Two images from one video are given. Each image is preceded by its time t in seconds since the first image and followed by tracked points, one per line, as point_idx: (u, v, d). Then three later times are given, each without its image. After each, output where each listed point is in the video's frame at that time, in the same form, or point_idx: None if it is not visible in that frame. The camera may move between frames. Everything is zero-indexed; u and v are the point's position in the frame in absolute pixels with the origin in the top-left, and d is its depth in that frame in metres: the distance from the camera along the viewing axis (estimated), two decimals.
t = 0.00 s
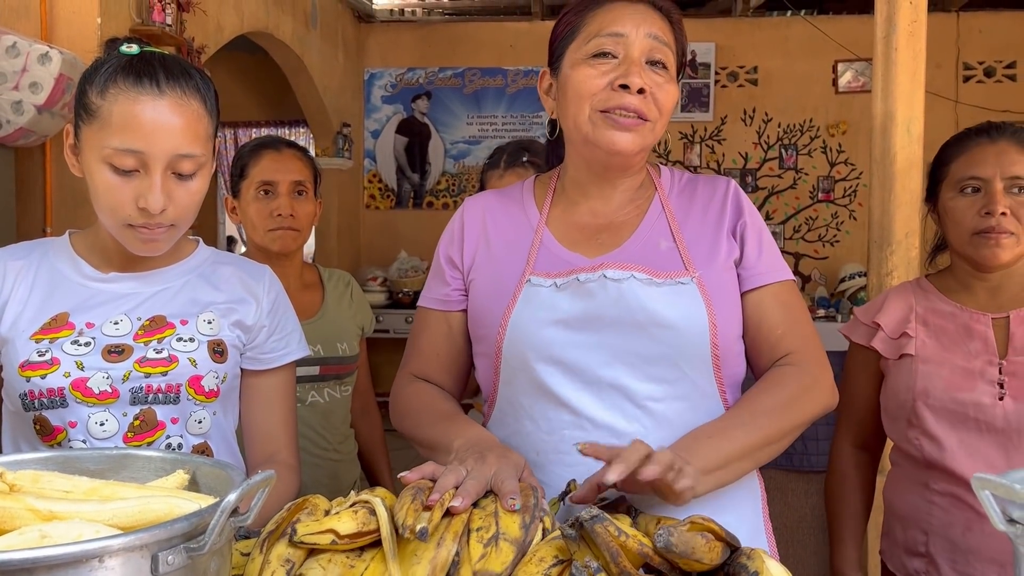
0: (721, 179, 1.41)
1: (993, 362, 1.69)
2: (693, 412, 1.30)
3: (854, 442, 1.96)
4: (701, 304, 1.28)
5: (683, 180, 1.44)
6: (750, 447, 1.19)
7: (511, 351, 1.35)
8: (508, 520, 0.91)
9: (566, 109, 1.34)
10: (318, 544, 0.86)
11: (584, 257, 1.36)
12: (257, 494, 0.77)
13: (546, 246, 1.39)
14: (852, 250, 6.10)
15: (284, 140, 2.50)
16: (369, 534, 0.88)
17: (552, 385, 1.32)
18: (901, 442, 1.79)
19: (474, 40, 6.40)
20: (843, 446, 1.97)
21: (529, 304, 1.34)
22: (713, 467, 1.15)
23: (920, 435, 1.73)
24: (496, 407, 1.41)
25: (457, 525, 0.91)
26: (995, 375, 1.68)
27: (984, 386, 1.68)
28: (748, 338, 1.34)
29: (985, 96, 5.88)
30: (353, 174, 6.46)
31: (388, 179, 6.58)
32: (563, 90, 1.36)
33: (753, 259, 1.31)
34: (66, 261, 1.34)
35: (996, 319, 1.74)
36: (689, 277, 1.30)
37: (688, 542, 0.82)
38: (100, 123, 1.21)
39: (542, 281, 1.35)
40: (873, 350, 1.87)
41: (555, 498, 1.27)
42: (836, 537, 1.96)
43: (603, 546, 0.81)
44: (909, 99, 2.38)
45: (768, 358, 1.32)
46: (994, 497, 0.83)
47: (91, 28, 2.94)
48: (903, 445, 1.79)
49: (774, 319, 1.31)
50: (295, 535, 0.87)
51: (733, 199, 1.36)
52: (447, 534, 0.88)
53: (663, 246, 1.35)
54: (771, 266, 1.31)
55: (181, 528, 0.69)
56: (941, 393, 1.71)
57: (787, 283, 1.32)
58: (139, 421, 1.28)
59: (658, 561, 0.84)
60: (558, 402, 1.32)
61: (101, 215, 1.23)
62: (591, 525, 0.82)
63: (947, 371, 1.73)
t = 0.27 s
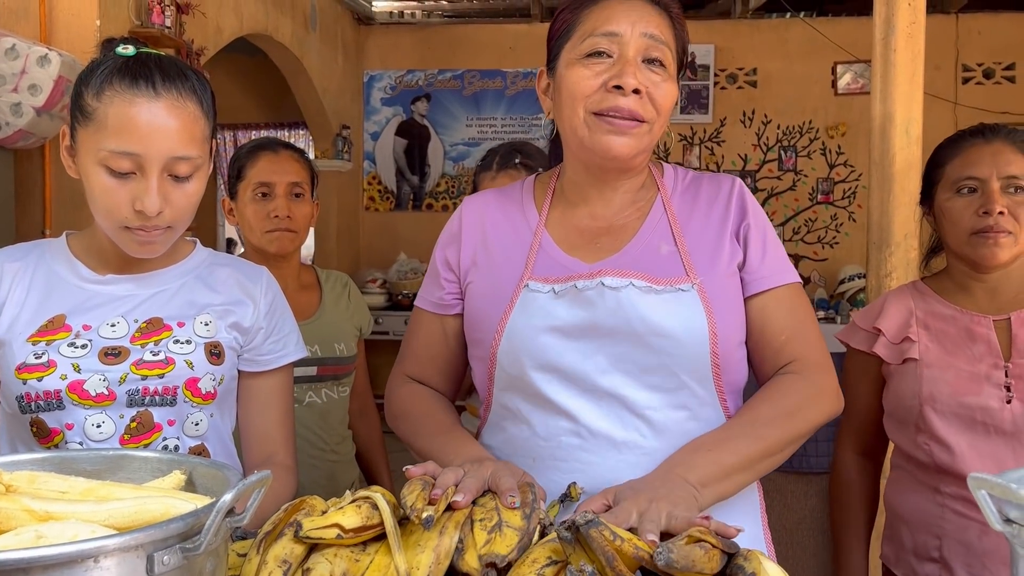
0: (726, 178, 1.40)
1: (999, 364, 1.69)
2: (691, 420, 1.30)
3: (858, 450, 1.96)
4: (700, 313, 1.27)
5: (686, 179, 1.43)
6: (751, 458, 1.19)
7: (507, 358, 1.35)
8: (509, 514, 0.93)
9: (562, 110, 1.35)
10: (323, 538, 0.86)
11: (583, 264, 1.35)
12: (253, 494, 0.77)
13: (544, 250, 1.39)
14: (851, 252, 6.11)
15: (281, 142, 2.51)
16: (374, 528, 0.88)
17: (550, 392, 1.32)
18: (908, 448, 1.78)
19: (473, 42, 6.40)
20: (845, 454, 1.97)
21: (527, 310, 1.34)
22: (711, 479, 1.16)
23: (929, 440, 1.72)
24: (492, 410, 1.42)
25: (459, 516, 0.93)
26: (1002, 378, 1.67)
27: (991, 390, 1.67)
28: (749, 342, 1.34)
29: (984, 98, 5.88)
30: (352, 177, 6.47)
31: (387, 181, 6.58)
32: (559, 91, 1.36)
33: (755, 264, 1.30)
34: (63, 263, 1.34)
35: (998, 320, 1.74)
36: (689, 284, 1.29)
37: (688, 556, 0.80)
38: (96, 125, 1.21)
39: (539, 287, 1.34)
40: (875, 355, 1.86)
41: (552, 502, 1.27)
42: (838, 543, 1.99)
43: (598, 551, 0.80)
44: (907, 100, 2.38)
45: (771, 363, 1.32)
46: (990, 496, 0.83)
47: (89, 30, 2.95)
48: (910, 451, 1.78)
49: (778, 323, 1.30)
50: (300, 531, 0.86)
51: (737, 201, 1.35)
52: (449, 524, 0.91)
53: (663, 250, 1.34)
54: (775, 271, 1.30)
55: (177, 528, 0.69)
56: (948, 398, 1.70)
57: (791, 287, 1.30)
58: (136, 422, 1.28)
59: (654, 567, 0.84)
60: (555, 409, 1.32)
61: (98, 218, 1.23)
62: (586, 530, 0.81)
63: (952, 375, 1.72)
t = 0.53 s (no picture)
0: (735, 176, 1.39)
1: (1003, 368, 1.69)
2: (694, 426, 1.30)
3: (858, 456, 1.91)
4: (705, 318, 1.27)
5: (695, 179, 1.43)
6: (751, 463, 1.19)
7: (510, 362, 1.36)
8: (508, 518, 0.93)
9: (569, 115, 1.35)
10: (321, 541, 0.86)
11: (588, 267, 1.36)
12: (251, 497, 0.77)
13: (551, 253, 1.39)
14: (850, 254, 6.11)
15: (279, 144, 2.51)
16: (372, 531, 0.89)
17: (553, 397, 1.32)
18: (911, 455, 1.77)
19: (473, 44, 6.41)
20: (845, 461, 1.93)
21: (530, 314, 1.34)
22: (710, 480, 1.16)
23: (935, 448, 1.70)
24: (495, 412, 1.42)
25: (457, 519, 0.93)
26: (1008, 384, 1.68)
27: (997, 395, 1.67)
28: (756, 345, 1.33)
29: (984, 100, 5.89)
30: (352, 179, 6.47)
31: (387, 183, 6.59)
32: (565, 95, 1.36)
33: (763, 268, 1.29)
34: (61, 267, 1.34)
35: (997, 323, 1.75)
36: (694, 289, 1.29)
37: (688, 563, 0.80)
38: (92, 129, 1.21)
39: (545, 291, 1.34)
40: (873, 362, 1.84)
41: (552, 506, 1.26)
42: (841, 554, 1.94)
43: (597, 556, 0.80)
44: (907, 103, 2.38)
45: (779, 366, 1.31)
46: (988, 499, 0.83)
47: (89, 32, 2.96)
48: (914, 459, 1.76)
49: (787, 324, 1.30)
50: (297, 534, 0.86)
51: (745, 200, 1.34)
52: (448, 528, 0.91)
53: (670, 254, 1.34)
54: (781, 270, 1.29)
55: (176, 532, 0.69)
56: (955, 406, 1.69)
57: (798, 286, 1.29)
58: (134, 426, 1.28)
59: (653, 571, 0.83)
60: (558, 414, 1.32)
61: (96, 221, 1.24)
62: (585, 537, 0.82)
63: (957, 383, 1.71)
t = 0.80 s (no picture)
0: (745, 178, 1.39)
1: (1006, 372, 1.69)
2: (700, 425, 1.29)
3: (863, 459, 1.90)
4: (712, 317, 1.27)
5: (706, 180, 1.43)
6: (749, 462, 1.17)
7: (518, 360, 1.36)
8: (511, 518, 0.93)
9: (580, 117, 1.35)
10: (323, 543, 0.86)
11: (595, 267, 1.36)
12: (254, 498, 0.77)
13: (560, 254, 1.39)
14: (852, 255, 6.11)
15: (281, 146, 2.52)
16: (374, 532, 0.88)
17: (559, 395, 1.32)
18: (918, 460, 1.76)
19: (475, 46, 6.41)
20: (850, 465, 1.92)
21: (538, 313, 1.34)
22: (716, 481, 1.16)
23: (940, 453, 1.70)
24: (502, 411, 1.42)
25: (460, 519, 0.93)
26: (1011, 388, 1.67)
27: (1001, 399, 1.67)
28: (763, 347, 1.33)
29: (986, 101, 5.88)
30: (354, 180, 6.48)
31: (388, 184, 6.59)
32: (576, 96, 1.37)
33: (771, 269, 1.29)
34: (63, 269, 1.34)
35: (998, 323, 1.75)
36: (702, 289, 1.29)
37: (691, 562, 0.80)
38: (93, 130, 1.21)
39: (553, 290, 1.34)
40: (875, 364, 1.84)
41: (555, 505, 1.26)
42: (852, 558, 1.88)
43: (600, 555, 0.81)
44: (909, 104, 2.37)
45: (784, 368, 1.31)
46: (992, 499, 0.83)
47: (91, 34, 2.97)
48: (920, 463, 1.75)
49: (794, 327, 1.29)
50: (300, 535, 0.86)
51: (755, 200, 1.34)
52: (450, 528, 0.91)
53: (678, 255, 1.34)
54: (791, 271, 1.28)
55: (178, 532, 0.69)
56: (960, 410, 1.69)
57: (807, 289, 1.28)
58: (136, 428, 1.28)
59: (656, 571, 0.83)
60: (565, 412, 1.32)
61: (97, 222, 1.24)
62: (587, 536, 0.82)
63: (961, 388, 1.71)
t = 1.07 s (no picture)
0: (746, 174, 1.40)
1: (1011, 370, 1.68)
2: (704, 419, 1.28)
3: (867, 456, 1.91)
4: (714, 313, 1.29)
5: (708, 180, 1.44)
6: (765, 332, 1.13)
7: (524, 353, 1.37)
8: (510, 515, 0.91)
9: (582, 119, 1.35)
10: (323, 546, 0.86)
11: (602, 263, 1.36)
12: (257, 497, 0.77)
13: (567, 248, 1.40)
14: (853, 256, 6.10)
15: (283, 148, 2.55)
16: (374, 537, 0.89)
17: (562, 390, 1.31)
18: (921, 459, 1.76)
19: (476, 47, 6.42)
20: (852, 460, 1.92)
21: (543, 306, 1.35)
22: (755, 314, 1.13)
23: (947, 451, 1.70)
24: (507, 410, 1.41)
25: (457, 523, 0.89)
26: (1017, 387, 1.67)
27: (1006, 398, 1.67)
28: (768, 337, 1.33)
29: (987, 101, 5.88)
30: (355, 182, 6.48)
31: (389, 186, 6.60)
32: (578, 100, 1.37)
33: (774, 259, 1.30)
34: (67, 271, 1.35)
35: (1005, 320, 1.75)
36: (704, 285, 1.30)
37: (693, 563, 0.81)
38: (97, 132, 1.21)
39: (559, 285, 1.35)
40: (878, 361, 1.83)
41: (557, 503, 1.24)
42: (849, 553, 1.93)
43: (604, 552, 0.82)
44: (910, 105, 2.38)
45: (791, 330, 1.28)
46: (994, 497, 0.83)
47: (94, 36, 2.98)
48: (923, 462, 1.75)
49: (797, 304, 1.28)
50: (301, 538, 0.86)
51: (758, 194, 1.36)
52: (449, 532, 0.87)
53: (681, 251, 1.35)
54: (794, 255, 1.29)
55: (182, 531, 0.69)
56: (965, 407, 1.70)
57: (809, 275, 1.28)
58: (139, 428, 1.28)
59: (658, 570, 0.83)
60: (568, 407, 1.31)
61: (101, 223, 1.24)
62: (591, 532, 0.83)
63: (966, 385, 1.71)
